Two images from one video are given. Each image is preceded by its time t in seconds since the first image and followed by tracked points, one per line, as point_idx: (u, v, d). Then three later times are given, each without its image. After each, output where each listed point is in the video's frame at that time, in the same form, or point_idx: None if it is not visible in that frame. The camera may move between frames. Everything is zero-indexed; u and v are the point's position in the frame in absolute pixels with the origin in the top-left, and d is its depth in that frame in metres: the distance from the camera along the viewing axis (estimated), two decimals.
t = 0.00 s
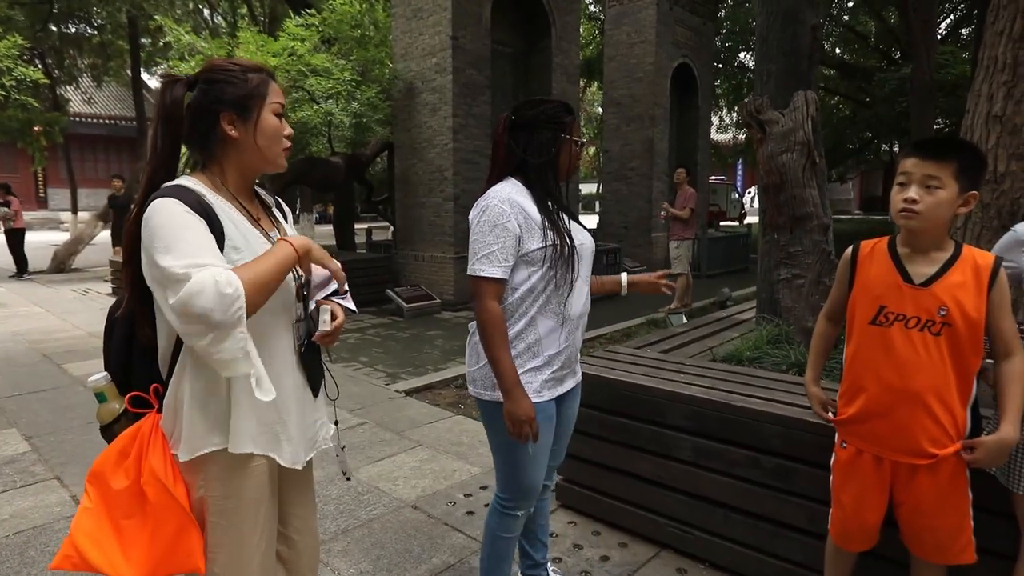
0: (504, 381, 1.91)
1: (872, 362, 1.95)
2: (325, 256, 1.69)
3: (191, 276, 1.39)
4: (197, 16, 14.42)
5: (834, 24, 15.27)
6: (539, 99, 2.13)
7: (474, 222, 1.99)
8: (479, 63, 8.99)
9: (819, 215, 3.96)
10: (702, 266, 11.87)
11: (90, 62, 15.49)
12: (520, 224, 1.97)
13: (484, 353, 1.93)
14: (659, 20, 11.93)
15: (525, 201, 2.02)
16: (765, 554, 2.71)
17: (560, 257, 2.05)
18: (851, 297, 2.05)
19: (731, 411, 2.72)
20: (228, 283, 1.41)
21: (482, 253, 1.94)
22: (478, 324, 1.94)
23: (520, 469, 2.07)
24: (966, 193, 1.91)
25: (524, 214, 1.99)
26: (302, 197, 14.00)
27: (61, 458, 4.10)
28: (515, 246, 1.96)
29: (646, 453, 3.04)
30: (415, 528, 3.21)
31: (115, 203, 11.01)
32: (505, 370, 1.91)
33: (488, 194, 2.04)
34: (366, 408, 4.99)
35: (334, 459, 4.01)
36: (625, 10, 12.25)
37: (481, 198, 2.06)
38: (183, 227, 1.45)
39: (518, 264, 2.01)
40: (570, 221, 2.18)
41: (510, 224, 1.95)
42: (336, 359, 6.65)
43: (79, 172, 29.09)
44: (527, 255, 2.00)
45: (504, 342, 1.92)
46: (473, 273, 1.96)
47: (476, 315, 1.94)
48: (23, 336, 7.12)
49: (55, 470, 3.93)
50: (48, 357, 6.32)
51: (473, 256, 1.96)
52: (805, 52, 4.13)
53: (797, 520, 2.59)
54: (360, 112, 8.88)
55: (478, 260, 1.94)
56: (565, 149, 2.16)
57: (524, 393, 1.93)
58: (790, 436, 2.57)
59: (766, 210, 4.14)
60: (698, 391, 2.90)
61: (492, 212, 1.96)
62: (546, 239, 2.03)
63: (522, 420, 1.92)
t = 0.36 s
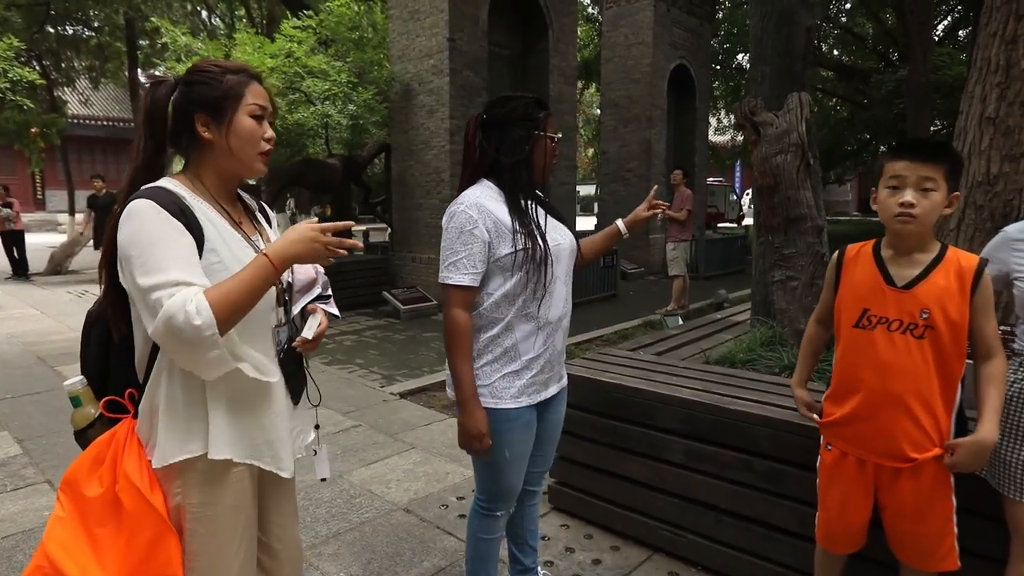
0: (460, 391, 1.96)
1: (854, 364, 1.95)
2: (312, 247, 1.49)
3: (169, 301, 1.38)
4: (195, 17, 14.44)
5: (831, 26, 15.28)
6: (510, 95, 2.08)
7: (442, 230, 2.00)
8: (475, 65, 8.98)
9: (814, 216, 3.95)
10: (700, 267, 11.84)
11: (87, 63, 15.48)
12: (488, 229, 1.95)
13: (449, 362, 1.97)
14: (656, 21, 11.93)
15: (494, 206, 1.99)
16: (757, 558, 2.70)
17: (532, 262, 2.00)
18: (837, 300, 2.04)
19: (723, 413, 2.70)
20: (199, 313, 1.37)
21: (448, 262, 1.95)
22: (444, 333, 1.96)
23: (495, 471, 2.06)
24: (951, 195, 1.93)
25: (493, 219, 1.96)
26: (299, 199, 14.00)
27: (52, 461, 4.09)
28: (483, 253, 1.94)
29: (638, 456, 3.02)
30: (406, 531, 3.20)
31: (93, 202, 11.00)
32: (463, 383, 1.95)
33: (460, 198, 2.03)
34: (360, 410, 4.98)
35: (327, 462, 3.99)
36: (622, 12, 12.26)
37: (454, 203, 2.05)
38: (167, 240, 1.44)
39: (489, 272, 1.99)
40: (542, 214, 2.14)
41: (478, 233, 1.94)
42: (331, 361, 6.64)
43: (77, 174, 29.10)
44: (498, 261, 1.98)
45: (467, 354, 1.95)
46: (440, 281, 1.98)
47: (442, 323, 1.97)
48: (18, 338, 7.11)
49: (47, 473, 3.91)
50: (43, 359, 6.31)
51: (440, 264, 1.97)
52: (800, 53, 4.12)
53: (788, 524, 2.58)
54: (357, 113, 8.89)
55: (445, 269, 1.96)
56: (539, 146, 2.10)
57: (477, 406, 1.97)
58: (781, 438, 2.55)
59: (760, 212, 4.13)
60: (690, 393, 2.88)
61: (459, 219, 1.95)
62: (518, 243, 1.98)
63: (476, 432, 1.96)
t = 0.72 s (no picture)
0: (434, 391, 2.03)
1: (822, 364, 2.01)
2: (276, 309, 1.65)
3: (127, 315, 1.48)
4: (194, 20, 14.53)
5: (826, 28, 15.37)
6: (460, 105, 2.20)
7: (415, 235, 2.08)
8: (472, 67, 9.06)
9: (799, 218, 4.02)
10: (696, 269, 11.90)
11: (87, 66, 15.58)
12: (458, 233, 2.04)
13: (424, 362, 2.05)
14: (652, 24, 12.01)
15: (463, 212, 2.07)
16: (739, 552, 2.76)
17: (502, 263, 2.07)
18: (806, 301, 2.09)
19: (706, 410, 2.77)
20: (151, 332, 1.47)
21: (420, 266, 2.03)
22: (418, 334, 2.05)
23: (472, 466, 2.15)
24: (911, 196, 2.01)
25: (462, 223, 2.04)
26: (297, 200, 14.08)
27: (51, 459, 4.16)
28: (454, 256, 2.02)
29: (623, 453, 3.09)
30: (397, 527, 3.26)
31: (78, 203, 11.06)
32: (437, 383, 2.02)
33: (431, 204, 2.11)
34: (354, 409, 5.04)
35: (321, 460, 4.06)
36: (618, 14, 12.34)
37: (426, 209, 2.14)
38: (136, 251, 1.52)
39: (461, 274, 2.07)
40: (507, 215, 2.22)
41: (447, 238, 2.02)
42: (327, 362, 6.71)
43: (77, 177, 29.18)
44: (468, 264, 2.06)
45: (440, 356, 2.03)
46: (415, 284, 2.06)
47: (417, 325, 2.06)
48: (17, 339, 7.18)
49: (45, 471, 3.98)
50: (42, 360, 6.38)
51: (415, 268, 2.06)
52: (785, 58, 4.19)
53: (768, 517, 2.64)
54: (354, 116, 8.97)
55: (418, 273, 2.04)
56: (479, 146, 2.14)
57: (450, 404, 2.04)
58: (760, 435, 2.62)
59: (748, 213, 4.19)
60: (674, 392, 2.95)
61: (428, 225, 2.04)
62: (487, 247, 2.06)
63: (447, 430, 2.04)
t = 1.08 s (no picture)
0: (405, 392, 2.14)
1: (812, 369, 2.06)
2: (263, 324, 1.72)
3: (114, 327, 1.55)
4: (196, 23, 14.63)
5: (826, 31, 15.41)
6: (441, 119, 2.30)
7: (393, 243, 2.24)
8: (472, 71, 9.12)
9: (791, 223, 4.08)
10: (696, 271, 11.94)
11: (90, 69, 15.69)
12: (429, 241, 2.16)
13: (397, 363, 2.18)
14: (652, 27, 12.06)
15: (436, 220, 2.18)
16: (728, 552, 2.81)
17: (466, 272, 2.15)
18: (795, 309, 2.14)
19: (695, 413, 2.83)
20: (135, 350, 1.54)
21: (394, 272, 2.18)
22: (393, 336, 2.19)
23: (457, 466, 2.24)
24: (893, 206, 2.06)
25: (433, 231, 2.16)
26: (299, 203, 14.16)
27: (55, 460, 4.22)
28: (425, 262, 2.15)
29: (615, 454, 3.15)
30: (394, 527, 3.32)
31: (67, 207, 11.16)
32: (411, 384, 2.13)
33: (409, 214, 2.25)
34: (353, 411, 5.11)
35: (320, 461, 4.12)
36: (618, 17, 12.40)
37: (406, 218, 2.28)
38: (126, 264, 1.58)
39: (435, 281, 2.18)
40: (485, 223, 2.29)
41: (418, 245, 2.15)
42: (328, 364, 6.77)
43: (81, 179, 29.33)
44: (439, 271, 2.16)
45: (416, 358, 2.15)
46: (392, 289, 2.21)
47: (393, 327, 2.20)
48: (21, 341, 7.25)
49: (49, 471, 4.05)
50: (46, 362, 6.45)
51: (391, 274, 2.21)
52: (777, 65, 4.25)
53: (755, 518, 2.70)
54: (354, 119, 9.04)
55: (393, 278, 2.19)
56: (441, 161, 2.24)
57: (422, 404, 2.14)
58: (748, 437, 2.67)
59: (741, 218, 4.25)
60: (665, 394, 3.01)
61: (404, 231, 2.18)
62: (456, 254, 2.15)
63: (423, 430, 2.13)
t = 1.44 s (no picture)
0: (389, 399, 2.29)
1: (818, 382, 2.08)
2: (277, 337, 1.78)
3: (135, 340, 1.61)
4: (216, 40, 14.95)
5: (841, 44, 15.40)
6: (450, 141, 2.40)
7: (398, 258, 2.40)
8: (485, 86, 9.23)
9: (801, 237, 4.09)
10: (710, 284, 11.94)
11: (114, 85, 16.07)
12: (425, 257, 2.28)
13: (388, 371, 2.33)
14: (664, 42, 12.14)
15: (432, 238, 2.30)
16: (736, 565, 2.81)
17: (454, 289, 2.23)
18: (804, 322, 2.16)
19: (702, 426, 2.84)
20: (156, 363, 1.60)
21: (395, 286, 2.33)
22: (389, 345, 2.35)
23: (463, 475, 2.29)
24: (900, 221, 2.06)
25: (428, 248, 2.28)
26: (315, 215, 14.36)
27: (75, 468, 4.31)
28: (421, 278, 2.28)
29: (624, 467, 3.16)
30: (404, 537, 3.36)
31: (69, 219, 11.32)
32: (390, 392, 2.28)
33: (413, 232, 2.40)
34: (366, 422, 5.16)
35: (333, 472, 4.18)
36: (631, 33, 12.50)
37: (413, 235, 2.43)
38: (147, 279, 1.64)
39: (430, 295, 2.30)
40: (486, 240, 2.35)
41: (414, 262, 2.29)
42: (342, 375, 6.85)
43: (103, 192, 29.94)
44: (430, 286, 2.28)
45: (399, 370, 2.30)
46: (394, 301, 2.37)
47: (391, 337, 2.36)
48: (43, 352, 7.41)
49: (70, 479, 4.14)
50: (67, 372, 6.58)
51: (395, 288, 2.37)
52: (786, 80, 4.28)
53: (763, 532, 2.69)
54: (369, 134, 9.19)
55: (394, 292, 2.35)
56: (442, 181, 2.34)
57: (395, 413, 2.28)
58: (755, 450, 2.68)
59: (751, 232, 4.26)
60: (673, 407, 3.02)
61: (405, 248, 2.32)
62: (445, 271, 2.25)
63: (389, 438, 2.28)
